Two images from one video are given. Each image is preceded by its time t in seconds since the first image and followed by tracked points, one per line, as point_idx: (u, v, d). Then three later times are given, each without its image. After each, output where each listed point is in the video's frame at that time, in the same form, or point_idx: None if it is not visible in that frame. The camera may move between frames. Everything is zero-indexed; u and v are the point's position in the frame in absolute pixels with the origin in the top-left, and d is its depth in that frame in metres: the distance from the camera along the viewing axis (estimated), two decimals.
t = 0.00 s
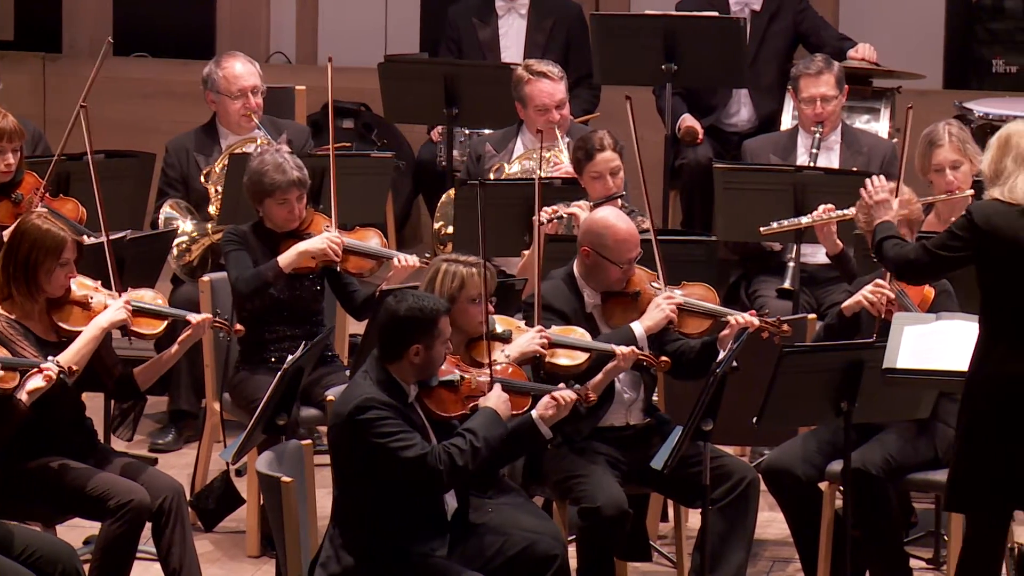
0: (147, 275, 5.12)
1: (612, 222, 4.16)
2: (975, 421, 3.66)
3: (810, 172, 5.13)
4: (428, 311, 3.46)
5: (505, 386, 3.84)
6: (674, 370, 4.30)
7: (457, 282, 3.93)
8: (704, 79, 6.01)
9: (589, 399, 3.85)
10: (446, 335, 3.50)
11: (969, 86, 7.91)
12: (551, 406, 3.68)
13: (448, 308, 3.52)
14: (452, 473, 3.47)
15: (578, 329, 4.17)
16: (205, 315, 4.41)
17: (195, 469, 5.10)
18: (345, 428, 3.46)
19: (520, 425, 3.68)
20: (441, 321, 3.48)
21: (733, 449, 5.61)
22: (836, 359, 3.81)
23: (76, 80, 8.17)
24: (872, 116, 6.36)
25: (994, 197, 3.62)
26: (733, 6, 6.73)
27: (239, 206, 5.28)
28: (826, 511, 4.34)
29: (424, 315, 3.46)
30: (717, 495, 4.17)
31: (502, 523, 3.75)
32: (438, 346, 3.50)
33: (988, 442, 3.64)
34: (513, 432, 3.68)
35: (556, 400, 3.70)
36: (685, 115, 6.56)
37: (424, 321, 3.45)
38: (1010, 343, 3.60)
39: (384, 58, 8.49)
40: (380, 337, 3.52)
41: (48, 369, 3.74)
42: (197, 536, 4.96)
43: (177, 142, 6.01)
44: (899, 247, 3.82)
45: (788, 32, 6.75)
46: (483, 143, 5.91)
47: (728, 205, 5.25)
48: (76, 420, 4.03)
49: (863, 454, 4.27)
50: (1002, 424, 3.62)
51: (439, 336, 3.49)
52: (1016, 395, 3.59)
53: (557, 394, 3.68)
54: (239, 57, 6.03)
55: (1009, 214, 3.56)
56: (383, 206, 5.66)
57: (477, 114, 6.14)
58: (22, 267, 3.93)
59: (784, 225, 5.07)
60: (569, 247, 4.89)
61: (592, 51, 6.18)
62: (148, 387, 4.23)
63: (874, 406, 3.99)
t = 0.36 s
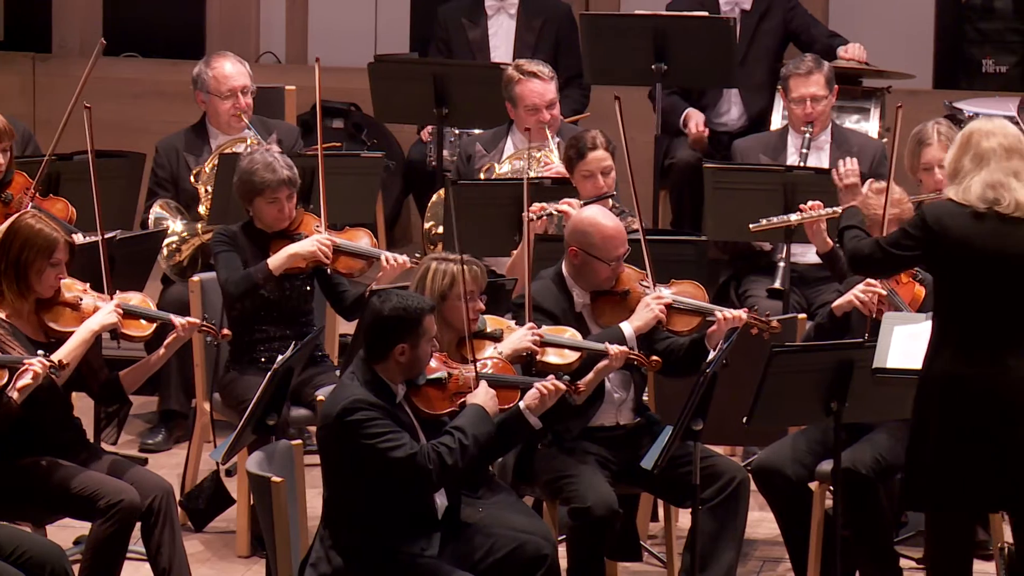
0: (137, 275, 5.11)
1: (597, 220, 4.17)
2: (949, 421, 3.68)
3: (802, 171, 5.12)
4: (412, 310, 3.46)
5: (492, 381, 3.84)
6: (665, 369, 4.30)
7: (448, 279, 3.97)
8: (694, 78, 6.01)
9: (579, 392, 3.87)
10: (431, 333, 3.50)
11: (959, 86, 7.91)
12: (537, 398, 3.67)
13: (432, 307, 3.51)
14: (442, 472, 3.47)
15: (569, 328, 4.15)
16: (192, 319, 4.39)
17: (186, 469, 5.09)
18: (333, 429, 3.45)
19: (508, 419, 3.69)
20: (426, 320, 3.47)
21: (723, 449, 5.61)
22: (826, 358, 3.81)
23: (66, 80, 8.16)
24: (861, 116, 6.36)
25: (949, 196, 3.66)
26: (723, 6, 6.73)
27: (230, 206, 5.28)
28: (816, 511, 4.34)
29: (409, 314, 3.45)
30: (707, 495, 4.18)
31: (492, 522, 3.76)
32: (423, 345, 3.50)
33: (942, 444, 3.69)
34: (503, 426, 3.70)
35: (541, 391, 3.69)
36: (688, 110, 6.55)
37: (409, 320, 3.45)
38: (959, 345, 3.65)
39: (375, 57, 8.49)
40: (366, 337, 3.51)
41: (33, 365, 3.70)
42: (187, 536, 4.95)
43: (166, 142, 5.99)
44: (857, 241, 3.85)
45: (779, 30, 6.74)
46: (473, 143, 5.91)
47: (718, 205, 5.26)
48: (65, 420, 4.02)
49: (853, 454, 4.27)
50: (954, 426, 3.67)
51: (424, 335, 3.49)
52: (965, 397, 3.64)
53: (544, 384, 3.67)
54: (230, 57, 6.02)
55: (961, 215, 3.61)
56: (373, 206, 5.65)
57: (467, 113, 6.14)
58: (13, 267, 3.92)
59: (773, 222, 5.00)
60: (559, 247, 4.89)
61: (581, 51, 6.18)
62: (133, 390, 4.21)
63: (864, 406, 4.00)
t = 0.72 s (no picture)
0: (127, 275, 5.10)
1: (584, 219, 4.16)
2: (938, 421, 3.70)
3: (791, 171, 5.13)
4: (405, 313, 3.45)
5: (482, 386, 3.85)
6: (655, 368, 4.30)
7: (441, 277, 3.99)
8: (684, 78, 6.01)
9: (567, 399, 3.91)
10: (423, 336, 3.49)
11: (948, 86, 7.92)
12: (527, 405, 3.67)
13: (425, 310, 3.51)
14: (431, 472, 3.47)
15: (559, 328, 4.14)
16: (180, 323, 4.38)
17: (175, 469, 5.08)
18: (323, 430, 3.44)
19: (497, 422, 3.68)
20: (418, 323, 3.47)
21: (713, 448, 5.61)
22: (816, 357, 3.81)
23: (55, 80, 8.15)
24: (850, 115, 6.38)
25: (921, 195, 3.68)
26: (714, 6, 6.72)
27: (219, 205, 5.26)
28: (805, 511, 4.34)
29: (401, 316, 3.45)
30: (697, 494, 4.18)
31: (480, 524, 3.76)
32: (415, 348, 3.49)
33: (919, 445, 3.73)
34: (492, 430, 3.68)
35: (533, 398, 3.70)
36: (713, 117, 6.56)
37: (401, 323, 3.44)
38: (932, 348, 3.69)
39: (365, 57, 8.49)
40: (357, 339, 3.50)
41: (22, 364, 3.67)
42: (177, 536, 4.94)
43: (156, 142, 5.98)
44: (838, 254, 3.86)
45: (769, 30, 6.75)
46: (463, 143, 5.90)
47: (707, 204, 5.26)
48: (54, 421, 4.01)
49: (843, 454, 4.27)
50: (931, 427, 3.71)
51: (416, 338, 3.48)
52: (941, 399, 3.69)
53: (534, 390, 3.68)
54: (219, 57, 6.01)
55: (927, 214, 3.64)
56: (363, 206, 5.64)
57: (457, 113, 6.13)
58: (5, 267, 3.91)
59: (764, 225, 5.04)
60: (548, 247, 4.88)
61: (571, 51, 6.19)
62: (119, 393, 4.22)
63: (853, 405, 4.00)
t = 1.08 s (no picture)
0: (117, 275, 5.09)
1: (568, 217, 4.16)
2: (940, 420, 3.65)
3: (779, 170, 5.12)
4: (392, 311, 3.44)
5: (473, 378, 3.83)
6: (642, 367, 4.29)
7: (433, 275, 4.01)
8: (673, 78, 6.01)
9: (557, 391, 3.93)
10: (410, 334, 3.48)
11: (936, 86, 7.93)
12: (516, 395, 3.68)
13: (413, 308, 3.50)
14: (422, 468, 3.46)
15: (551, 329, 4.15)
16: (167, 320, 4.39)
17: (163, 469, 5.07)
18: (311, 428, 3.43)
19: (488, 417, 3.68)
20: (406, 321, 3.46)
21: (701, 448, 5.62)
22: (805, 357, 3.82)
23: (44, 80, 8.14)
24: (839, 115, 6.39)
25: (928, 193, 3.63)
26: (705, 6, 6.72)
27: (208, 206, 5.25)
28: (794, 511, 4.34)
29: (389, 315, 3.44)
30: (686, 494, 4.18)
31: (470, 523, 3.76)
32: (403, 346, 3.48)
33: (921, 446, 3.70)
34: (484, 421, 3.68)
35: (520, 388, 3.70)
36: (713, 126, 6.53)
37: (388, 321, 3.43)
38: (936, 348, 3.64)
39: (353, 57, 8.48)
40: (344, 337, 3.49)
41: (13, 361, 3.66)
42: (165, 536, 4.93)
43: (144, 142, 5.96)
44: (847, 253, 3.82)
45: (760, 30, 6.75)
46: (451, 142, 5.90)
47: (696, 203, 5.26)
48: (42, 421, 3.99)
49: (831, 453, 4.27)
50: (933, 429, 3.67)
51: (404, 336, 3.47)
52: (944, 399, 3.64)
53: (523, 380, 3.68)
54: (207, 57, 6.00)
55: (933, 216, 3.59)
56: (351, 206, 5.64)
57: (446, 113, 6.13)
58: None
59: (752, 221, 5.01)
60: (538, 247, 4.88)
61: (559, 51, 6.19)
62: (107, 391, 4.20)
63: (842, 405, 4.00)
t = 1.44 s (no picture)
0: (102, 275, 5.07)
1: (553, 216, 4.16)
2: (933, 421, 3.64)
3: (766, 170, 5.13)
4: (382, 313, 3.43)
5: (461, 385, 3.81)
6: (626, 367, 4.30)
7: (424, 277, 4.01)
8: (659, 78, 6.01)
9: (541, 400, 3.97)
10: (400, 336, 3.48)
11: (923, 86, 7.94)
12: (501, 404, 3.65)
13: (403, 311, 3.49)
14: (408, 470, 3.45)
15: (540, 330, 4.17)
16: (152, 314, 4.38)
17: (149, 469, 5.05)
18: (298, 428, 3.42)
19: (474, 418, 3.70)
20: (396, 323, 3.45)
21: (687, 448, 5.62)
22: (793, 357, 3.82)
23: (30, 79, 8.12)
24: (825, 115, 6.39)
25: (932, 188, 3.59)
26: (693, 6, 6.72)
27: (193, 206, 5.24)
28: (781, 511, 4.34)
29: (379, 316, 3.43)
30: (672, 494, 4.17)
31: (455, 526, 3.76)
32: (392, 348, 3.48)
33: (914, 445, 3.68)
34: (471, 427, 3.71)
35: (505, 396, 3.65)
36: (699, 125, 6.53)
37: (378, 323, 3.43)
38: (932, 350, 3.62)
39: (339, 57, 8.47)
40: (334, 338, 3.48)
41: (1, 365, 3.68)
42: (151, 537, 4.91)
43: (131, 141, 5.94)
44: (837, 240, 3.79)
45: (747, 30, 6.75)
46: (437, 143, 5.89)
47: (682, 202, 5.26)
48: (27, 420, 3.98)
49: (817, 453, 4.28)
50: (928, 428, 3.65)
51: (394, 338, 3.47)
52: (937, 401, 3.62)
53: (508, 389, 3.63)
54: (188, 57, 5.97)
55: (934, 213, 3.56)
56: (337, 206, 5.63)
57: (432, 114, 6.12)
58: None
59: (742, 229, 5.05)
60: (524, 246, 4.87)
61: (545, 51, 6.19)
62: (95, 387, 4.19)
63: (829, 405, 4.00)
